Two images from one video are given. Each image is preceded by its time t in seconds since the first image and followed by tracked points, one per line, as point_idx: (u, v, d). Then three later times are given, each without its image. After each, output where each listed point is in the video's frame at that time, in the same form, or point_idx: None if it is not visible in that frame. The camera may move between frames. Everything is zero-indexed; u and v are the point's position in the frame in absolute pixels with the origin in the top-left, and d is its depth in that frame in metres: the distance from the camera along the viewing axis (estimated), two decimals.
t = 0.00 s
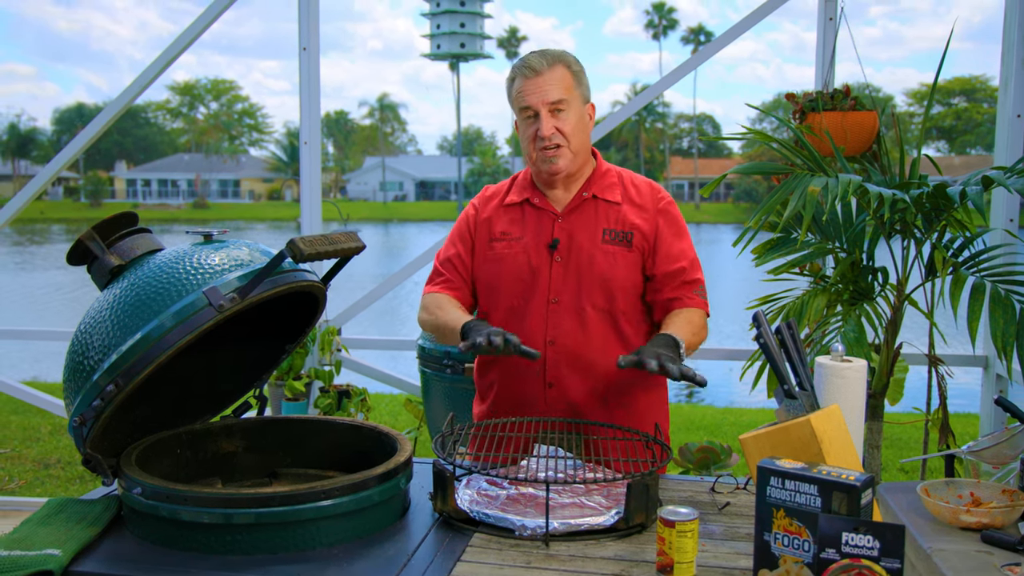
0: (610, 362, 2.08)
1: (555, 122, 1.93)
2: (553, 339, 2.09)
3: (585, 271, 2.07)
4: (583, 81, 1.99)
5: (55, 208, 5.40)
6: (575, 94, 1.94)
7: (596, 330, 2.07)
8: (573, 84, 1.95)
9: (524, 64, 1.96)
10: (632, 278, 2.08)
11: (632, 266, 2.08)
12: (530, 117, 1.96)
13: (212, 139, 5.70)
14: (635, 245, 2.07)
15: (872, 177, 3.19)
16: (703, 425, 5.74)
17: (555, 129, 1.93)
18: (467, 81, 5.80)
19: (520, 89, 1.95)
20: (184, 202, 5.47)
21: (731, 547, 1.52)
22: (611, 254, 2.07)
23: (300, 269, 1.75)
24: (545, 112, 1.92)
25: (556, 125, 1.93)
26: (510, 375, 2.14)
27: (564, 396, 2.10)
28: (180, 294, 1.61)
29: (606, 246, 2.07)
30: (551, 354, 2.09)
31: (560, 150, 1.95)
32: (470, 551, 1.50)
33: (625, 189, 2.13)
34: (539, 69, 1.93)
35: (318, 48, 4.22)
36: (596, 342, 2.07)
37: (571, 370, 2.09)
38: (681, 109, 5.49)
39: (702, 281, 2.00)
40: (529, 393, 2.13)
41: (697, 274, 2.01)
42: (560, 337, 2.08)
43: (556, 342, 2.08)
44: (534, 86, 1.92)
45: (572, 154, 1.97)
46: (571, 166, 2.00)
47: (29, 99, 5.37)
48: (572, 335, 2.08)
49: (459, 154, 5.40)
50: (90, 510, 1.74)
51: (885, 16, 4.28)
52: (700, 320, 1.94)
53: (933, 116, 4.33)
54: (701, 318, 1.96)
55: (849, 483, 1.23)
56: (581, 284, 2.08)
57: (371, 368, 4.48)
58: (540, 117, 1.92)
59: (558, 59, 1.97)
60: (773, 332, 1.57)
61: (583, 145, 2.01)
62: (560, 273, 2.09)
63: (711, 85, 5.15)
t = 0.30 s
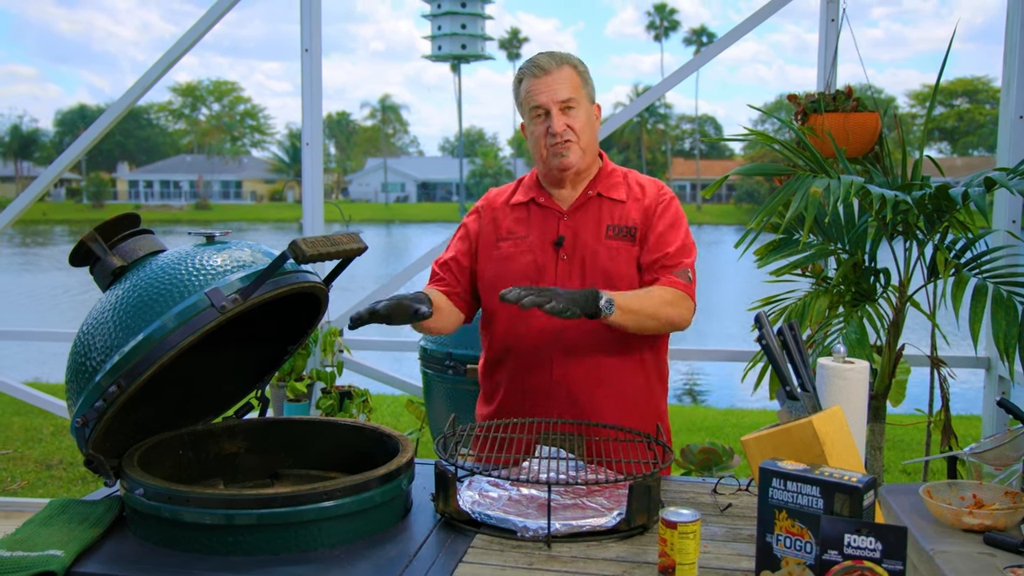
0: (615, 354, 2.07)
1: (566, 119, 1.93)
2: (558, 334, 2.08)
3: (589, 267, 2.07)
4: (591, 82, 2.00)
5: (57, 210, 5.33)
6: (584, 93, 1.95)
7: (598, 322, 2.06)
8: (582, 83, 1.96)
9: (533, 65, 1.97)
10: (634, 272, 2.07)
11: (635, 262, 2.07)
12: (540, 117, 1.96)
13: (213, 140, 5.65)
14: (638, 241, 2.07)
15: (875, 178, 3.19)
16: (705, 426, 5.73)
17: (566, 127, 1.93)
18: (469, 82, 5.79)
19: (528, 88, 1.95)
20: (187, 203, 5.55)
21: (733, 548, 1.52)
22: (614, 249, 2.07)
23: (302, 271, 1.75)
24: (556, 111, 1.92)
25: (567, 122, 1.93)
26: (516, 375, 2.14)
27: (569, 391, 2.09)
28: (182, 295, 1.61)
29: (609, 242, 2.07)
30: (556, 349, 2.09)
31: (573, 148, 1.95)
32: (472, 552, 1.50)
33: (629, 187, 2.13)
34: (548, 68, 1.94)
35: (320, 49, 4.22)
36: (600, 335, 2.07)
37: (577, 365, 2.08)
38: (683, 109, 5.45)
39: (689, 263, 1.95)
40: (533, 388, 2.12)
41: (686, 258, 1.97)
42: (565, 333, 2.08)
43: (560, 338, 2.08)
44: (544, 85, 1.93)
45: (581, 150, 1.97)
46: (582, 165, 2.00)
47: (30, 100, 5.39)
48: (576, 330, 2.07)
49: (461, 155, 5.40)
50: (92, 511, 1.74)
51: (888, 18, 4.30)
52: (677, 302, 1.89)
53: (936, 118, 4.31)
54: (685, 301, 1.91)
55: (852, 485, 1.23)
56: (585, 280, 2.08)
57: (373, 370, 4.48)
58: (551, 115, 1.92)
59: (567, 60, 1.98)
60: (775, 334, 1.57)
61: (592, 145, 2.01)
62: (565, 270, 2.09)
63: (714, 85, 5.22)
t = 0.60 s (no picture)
0: (616, 352, 2.06)
1: (560, 129, 1.94)
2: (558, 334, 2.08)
3: (590, 267, 2.07)
4: (591, 84, 1.98)
5: (59, 211, 5.29)
6: (583, 100, 1.93)
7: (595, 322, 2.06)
8: (580, 88, 1.94)
9: (531, 69, 1.95)
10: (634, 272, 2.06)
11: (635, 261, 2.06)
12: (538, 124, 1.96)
13: (216, 141, 5.79)
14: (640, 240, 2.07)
15: (877, 179, 3.18)
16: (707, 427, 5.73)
17: (561, 136, 1.94)
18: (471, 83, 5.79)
19: (527, 94, 1.94)
20: (188, 204, 5.64)
21: (735, 549, 1.51)
22: (612, 247, 2.05)
23: (304, 271, 1.75)
24: (551, 120, 1.92)
25: (562, 132, 1.93)
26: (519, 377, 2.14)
27: (570, 391, 2.09)
28: (183, 296, 1.61)
29: (609, 241, 2.06)
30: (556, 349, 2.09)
31: (567, 155, 1.96)
32: (475, 553, 1.50)
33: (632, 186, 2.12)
34: (546, 76, 1.92)
35: (322, 50, 4.22)
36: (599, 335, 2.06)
37: (578, 366, 2.08)
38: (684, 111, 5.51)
39: (671, 262, 1.93)
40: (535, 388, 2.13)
41: (671, 257, 1.94)
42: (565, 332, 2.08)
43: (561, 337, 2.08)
44: (540, 93, 1.92)
45: (578, 159, 1.98)
46: (580, 170, 2.01)
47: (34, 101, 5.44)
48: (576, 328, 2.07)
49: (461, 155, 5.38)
50: (94, 512, 1.74)
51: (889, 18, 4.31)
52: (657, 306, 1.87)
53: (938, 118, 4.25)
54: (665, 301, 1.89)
55: (854, 485, 1.23)
56: (585, 280, 2.08)
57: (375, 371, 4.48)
58: (546, 126, 1.93)
59: (565, 63, 1.96)
60: (777, 334, 1.57)
61: (592, 149, 2.01)
62: (566, 270, 2.09)
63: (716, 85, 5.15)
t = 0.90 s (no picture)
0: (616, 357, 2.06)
1: (556, 127, 1.92)
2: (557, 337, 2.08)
3: (589, 269, 2.07)
4: (592, 84, 1.97)
5: (61, 211, 5.37)
6: (581, 100, 1.92)
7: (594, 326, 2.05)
8: (579, 88, 1.94)
9: (532, 67, 1.95)
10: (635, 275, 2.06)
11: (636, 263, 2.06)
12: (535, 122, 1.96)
13: (218, 141, 6.50)
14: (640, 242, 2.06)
15: (878, 180, 3.18)
16: (708, 427, 5.73)
17: (555, 135, 1.93)
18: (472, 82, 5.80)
19: (525, 92, 1.95)
20: (189, 204, 5.67)
21: (735, 549, 1.51)
22: (612, 249, 2.05)
23: (305, 271, 1.75)
24: (546, 118, 1.92)
25: (556, 130, 1.92)
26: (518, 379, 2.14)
27: (568, 395, 2.08)
28: (184, 296, 1.62)
29: (609, 243, 2.06)
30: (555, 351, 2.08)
31: (561, 155, 1.95)
32: (476, 553, 1.50)
33: (633, 188, 2.12)
34: (546, 73, 1.92)
35: (323, 50, 4.22)
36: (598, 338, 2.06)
37: (578, 370, 2.07)
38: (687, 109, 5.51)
39: (677, 270, 1.93)
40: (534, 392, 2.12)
41: (677, 265, 1.94)
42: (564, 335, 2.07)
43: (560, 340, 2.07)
44: (537, 91, 1.92)
45: (572, 159, 1.96)
46: (575, 170, 1.99)
47: (37, 101, 5.46)
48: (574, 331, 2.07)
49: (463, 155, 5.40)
50: (96, 512, 1.74)
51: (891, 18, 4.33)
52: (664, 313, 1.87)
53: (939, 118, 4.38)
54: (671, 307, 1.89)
55: (855, 485, 1.23)
56: (585, 281, 2.08)
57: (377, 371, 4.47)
58: (541, 123, 1.92)
59: (566, 63, 1.95)
60: (779, 335, 1.56)
61: (588, 150, 2.00)
62: (566, 272, 2.09)
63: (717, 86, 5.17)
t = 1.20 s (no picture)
0: (613, 353, 2.05)
1: (561, 123, 1.92)
2: (553, 333, 2.07)
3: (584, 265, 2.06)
4: (583, 81, 2.00)
5: (60, 210, 5.29)
6: (579, 95, 1.94)
7: (591, 322, 2.05)
8: (575, 84, 1.95)
9: (527, 66, 1.96)
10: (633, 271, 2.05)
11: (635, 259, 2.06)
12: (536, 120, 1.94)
13: (216, 140, 6.10)
14: (635, 238, 2.06)
15: (876, 178, 3.18)
16: (707, 426, 5.74)
17: (563, 130, 1.92)
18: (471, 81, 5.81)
19: (523, 90, 1.94)
20: (188, 203, 5.71)
21: (734, 548, 1.51)
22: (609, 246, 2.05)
23: (303, 270, 1.75)
24: (552, 113, 1.91)
25: (563, 125, 1.92)
26: (511, 373, 2.13)
27: (564, 391, 2.08)
28: (183, 294, 1.62)
29: (605, 238, 2.06)
30: (551, 347, 2.07)
31: (570, 150, 1.94)
32: (474, 552, 1.50)
33: (626, 184, 2.12)
34: (541, 70, 1.93)
35: (322, 49, 4.22)
36: (595, 334, 2.05)
37: (574, 367, 2.06)
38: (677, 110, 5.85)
39: (708, 269, 1.94)
40: (531, 388, 2.11)
41: (701, 262, 1.96)
42: (560, 331, 2.07)
43: (555, 336, 2.07)
44: (538, 87, 1.91)
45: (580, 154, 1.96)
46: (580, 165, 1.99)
47: (34, 100, 5.47)
48: (569, 326, 2.06)
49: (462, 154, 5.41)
50: (94, 511, 1.74)
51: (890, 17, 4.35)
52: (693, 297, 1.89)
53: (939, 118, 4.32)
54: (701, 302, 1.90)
55: (853, 484, 1.23)
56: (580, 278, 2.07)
57: (376, 370, 4.46)
58: (547, 118, 1.91)
59: (559, 61, 1.97)
60: (777, 333, 1.56)
61: (587, 145, 2.01)
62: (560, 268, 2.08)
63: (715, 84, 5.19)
